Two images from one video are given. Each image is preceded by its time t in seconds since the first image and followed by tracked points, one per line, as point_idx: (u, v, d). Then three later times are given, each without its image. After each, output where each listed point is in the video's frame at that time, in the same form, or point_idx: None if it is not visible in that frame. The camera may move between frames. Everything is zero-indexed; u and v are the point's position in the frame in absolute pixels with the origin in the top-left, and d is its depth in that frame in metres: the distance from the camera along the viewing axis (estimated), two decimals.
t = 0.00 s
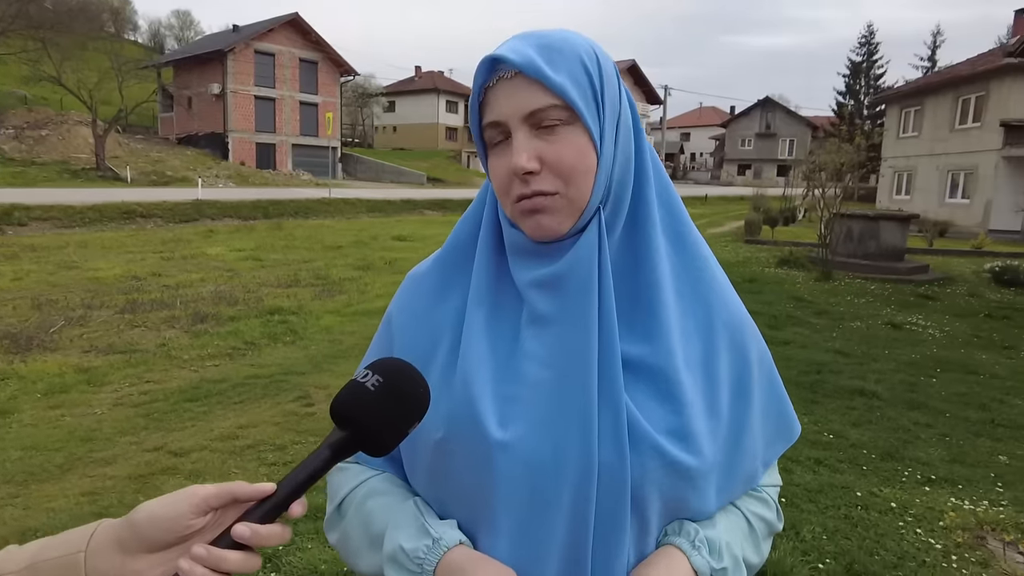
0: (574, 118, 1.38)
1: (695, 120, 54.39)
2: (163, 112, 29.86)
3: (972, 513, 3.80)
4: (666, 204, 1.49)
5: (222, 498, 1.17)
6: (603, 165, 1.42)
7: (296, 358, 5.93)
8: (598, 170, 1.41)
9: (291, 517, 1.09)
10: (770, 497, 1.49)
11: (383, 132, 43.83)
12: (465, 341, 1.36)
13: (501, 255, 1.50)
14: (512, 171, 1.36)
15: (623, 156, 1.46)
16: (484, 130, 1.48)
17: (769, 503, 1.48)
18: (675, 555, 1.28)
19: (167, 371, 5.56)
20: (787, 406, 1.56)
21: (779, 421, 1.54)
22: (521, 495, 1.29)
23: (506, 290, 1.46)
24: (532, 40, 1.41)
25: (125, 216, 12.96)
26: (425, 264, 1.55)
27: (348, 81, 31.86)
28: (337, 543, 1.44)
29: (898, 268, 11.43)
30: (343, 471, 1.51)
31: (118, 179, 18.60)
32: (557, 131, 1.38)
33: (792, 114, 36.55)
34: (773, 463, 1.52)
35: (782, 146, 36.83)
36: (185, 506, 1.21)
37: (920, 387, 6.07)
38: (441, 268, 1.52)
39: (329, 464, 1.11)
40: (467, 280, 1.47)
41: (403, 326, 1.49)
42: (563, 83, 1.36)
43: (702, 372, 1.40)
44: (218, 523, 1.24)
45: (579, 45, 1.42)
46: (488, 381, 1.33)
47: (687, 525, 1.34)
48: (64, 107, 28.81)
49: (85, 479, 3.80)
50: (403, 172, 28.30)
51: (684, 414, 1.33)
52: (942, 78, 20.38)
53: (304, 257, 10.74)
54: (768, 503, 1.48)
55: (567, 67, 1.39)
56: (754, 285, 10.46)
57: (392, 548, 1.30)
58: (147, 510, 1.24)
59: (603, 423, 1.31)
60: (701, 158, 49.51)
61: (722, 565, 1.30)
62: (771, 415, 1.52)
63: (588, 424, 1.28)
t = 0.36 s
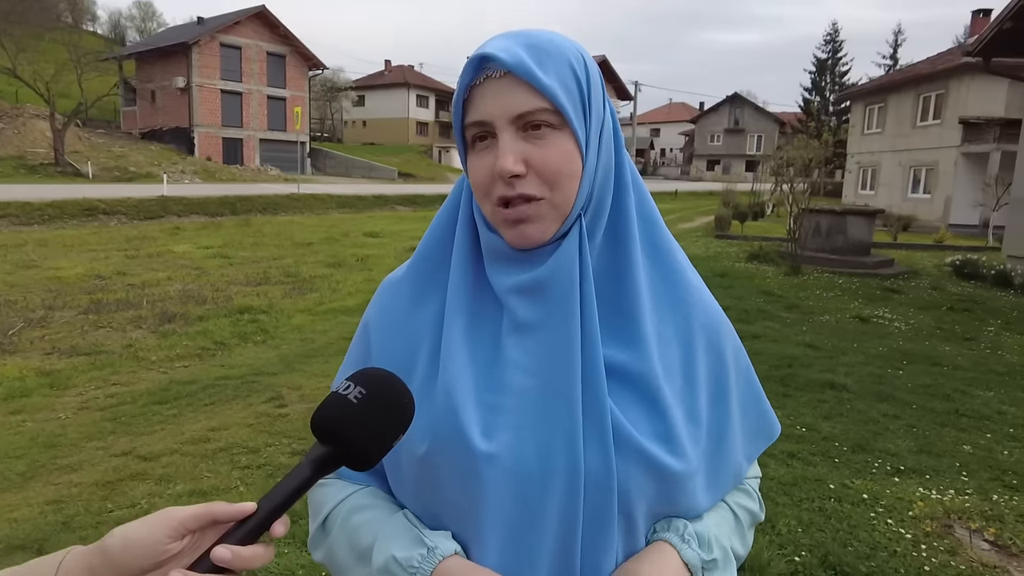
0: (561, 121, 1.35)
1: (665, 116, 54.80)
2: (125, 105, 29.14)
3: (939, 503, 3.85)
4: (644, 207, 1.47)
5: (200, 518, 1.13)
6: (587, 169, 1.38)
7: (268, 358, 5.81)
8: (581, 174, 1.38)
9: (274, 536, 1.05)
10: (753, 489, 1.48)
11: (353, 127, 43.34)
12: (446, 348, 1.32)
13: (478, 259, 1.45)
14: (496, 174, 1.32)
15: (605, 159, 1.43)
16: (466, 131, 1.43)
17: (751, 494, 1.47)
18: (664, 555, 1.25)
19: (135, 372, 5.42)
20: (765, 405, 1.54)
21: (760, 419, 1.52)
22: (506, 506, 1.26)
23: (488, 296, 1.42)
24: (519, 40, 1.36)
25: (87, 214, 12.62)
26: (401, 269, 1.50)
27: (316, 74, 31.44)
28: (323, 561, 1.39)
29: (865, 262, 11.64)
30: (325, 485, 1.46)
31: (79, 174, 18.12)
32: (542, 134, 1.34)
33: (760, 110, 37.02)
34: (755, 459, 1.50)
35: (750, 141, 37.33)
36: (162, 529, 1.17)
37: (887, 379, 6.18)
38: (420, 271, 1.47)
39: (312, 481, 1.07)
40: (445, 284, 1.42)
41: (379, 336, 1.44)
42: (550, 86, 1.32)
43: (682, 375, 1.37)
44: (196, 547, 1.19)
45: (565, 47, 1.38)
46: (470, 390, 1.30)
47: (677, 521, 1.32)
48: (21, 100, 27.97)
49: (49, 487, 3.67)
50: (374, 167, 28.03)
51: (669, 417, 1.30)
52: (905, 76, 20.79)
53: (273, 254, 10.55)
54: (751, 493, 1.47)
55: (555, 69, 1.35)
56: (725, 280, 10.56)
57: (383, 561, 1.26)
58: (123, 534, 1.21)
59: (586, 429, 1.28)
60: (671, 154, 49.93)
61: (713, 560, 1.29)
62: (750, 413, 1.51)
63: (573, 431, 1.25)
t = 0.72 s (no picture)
0: (552, 126, 1.33)
1: (651, 114, 55.01)
2: (106, 101, 28.79)
3: (923, 497, 3.89)
4: (632, 207, 1.46)
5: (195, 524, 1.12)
6: (577, 172, 1.37)
7: (254, 358, 5.76)
8: (572, 178, 1.36)
9: (269, 540, 1.04)
10: (740, 490, 1.47)
11: (338, 123, 43.07)
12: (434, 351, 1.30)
13: (466, 260, 1.44)
14: (488, 178, 1.30)
15: (594, 161, 1.41)
16: (455, 133, 1.41)
17: (739, 495, 1.46)
18: (656, 553, 1.24)
19: (118, 372, 5.35)
20: (755, 403, 1.53)
21: (749, 417, 1.51)
22: (497, 509, 1.24)
23: (478, 300, 1.40)
24: (509, 42, 1.34)
25: (68, 211, 12.46)
26: (388, 270, 1.48)
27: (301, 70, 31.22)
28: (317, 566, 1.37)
29: (849, 259, 11.74)
30: (316, 486, 1.44)
31: (59, 172, 17.87)
32: (534, 139, 1.32)
33: (745, 108, 37.23)
34: (744, 458, 1.49)
35: (734, 139, 37.55)
36: (155, 535, 1.15)
37: (871, 375, 6.23)
38: (408, 273, 1.44)
39: (306, 484, 1.05)
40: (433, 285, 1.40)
41: (368, 339, 1.41)
42: (542, 90, 1.30)
43: (674, 374, 1.37)
44: (190, 552, 1.19)
45: (556, 49, 1.36)
46: (460, 392, 1.28)
47: (669, 524, 1.31)
48: None
49: (30, 490, 3.61)
50: (359, 164, 27.88)
51: (659, 418, 1.29)
52: (887, 74, 20.98)
53: (258, 252, 10.46)
54: (739, 495, 1.46)
55: (548, 74, 1.33)
56: (711, 277, 10.60)
57: (377, 563, 1.24)
58: (114, 540, 1.19)
59: (577, 431, 1.27)
60: (656, 152, 50.12)
61: (701, 567, 1.27)
62: (740, 410, 1.50)
63: (564, 435, 1.24)
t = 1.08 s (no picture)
0: (556, 133, 1.32)
1: (645, 113, 55.05)
2: (97, 100, 28.64)
3: (915, 494, 3.91)
4: (631, 208, 1.46)
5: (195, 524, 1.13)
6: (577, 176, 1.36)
7: (248, 357, 5.74)
8: (574, 183, 1.36)
9: (269, 539, 1.04)
10: (738, 488, 1.48)
11: (331, 122, 42.95)
12: (432, 352, 1.30)
13: (464, 261, 1.43)
14: (491, 184, 1.29)
15: (596, 162, 1.41)
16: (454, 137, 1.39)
17: (737, 493, 1.47)
18: (655, 554, 1.24)
19: (111, 373, 5.33)
20: (752, 399, 1.54)
21: (746, 413, 1.51)
22: (493, 511, 1.24)
23: (475, 301, 1.40)
24: (512, 45, 1.32)
25: (60, 211, 12.39)
26: (384, 269, 1.47)
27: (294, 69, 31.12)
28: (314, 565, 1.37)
29: (842, 258, 11.78)
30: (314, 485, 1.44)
31: (50, 171, 17.77)
32: (538, 146, 1.31)
33: (738, 107, 37.31)
34: (741, 455, 1.49)
35: (727, 138, 37.63)
36: (154, 536, 1.16)
37: (865, 373, 6.26)
38: (405, 273, 1.44)
39: (306, 484, 1.05)
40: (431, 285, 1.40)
41: (365, 339, 1.41)
42: (547, 97, 1.29)
43: (671, 373, 1.37)
44: (191, 552, 1.19)
45: (561, 51, 1.34)
46: (458, 393, 1.28)
47: (668, 526, 1.30)
48: None
49: (22, 491, 3.59)
50: (352, 164, 27.82)
51: (656, 416, 1.30)
52: (879, 74, 21.05)
53: (251, 251, 10.42)
54: (736, 493, 1.47)
55: (552, 79, 1.32)
56: (705, 275, 10.61)
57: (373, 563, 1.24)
58: (113, 541, 1.19)
59: (575, 432, 1.27)
60: (650, 151, 50.18)
61: (702, 568, 1.28)
62: (736, 407, 1.50)
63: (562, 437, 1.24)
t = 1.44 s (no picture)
0: (559, 136, 1.30)
1: (642, 111, 55.02)
2: (93, 99, 28.56)
3: (914, 491, 3.91)
4: (636, 206, 1.44)
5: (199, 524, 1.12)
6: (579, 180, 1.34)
7: (245, 357, 5.72)
8: (576, 186, 1.34)
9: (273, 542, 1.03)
10: (751, 495, 1.45)
11: (328, 121, 42.90)
12: (432, 355, 1.29)
13: (465, 260, 1.42)
14: (494, 189, 1.27)
15: (597, 164, 1.40)
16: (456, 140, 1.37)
17: (748, 500, 1.44)
18: (658, 557, 1.22)
19: (108, 372, 5.30)
20: (759, 397, 1.52)
21: (754, 413, 1.50)
22: (493, 515, 1.23)
23: (477, 302, 1.39)
24: (514, 45, 1.28)
25: (56, 210, 12.34)
26: (385, 266, 1.46)
27: (290, 67, 31.06)
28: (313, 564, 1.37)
29: (839, 255, 11.79)
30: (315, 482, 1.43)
31: (46, 170, 17.71)
32: (540, 150, 1.29)
33: (735, 105, 37.34)
34: (751, 457, 1.47)
35: (724, 136, 37.66)
36: (159, 538, 1.14)
37: (863, 371, 6.26)
38: (406, 273, 1.42)
39: (312, 483, 1.03)
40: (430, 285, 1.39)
41: (367, 337, 1.40)
42: (549, 100, 1.26)
43: (674, 374, 1.35)
44: (194, 555, 1.17)
45: (563, 49, 1.31)
46: (457, 395, 1.27)
47: (673, 530, 1.28)
48: None
49: (20, 491, 3.57)
50: (350, 162, 27.77)
51: (659, 419, 1.28)
52: (875, 71, 21.07)
53: (248, 250, 10.38)
54: (748, 500, 1.44)
55: (555, 82, 1.29)
56: (703, 273, 10.61)
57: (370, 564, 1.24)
58: (116, 543, 1.18)
59: (576, 435, 1.25)
60: (647, 150, 50.20)
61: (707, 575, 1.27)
62: (743, 405, 1.48)
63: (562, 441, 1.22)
